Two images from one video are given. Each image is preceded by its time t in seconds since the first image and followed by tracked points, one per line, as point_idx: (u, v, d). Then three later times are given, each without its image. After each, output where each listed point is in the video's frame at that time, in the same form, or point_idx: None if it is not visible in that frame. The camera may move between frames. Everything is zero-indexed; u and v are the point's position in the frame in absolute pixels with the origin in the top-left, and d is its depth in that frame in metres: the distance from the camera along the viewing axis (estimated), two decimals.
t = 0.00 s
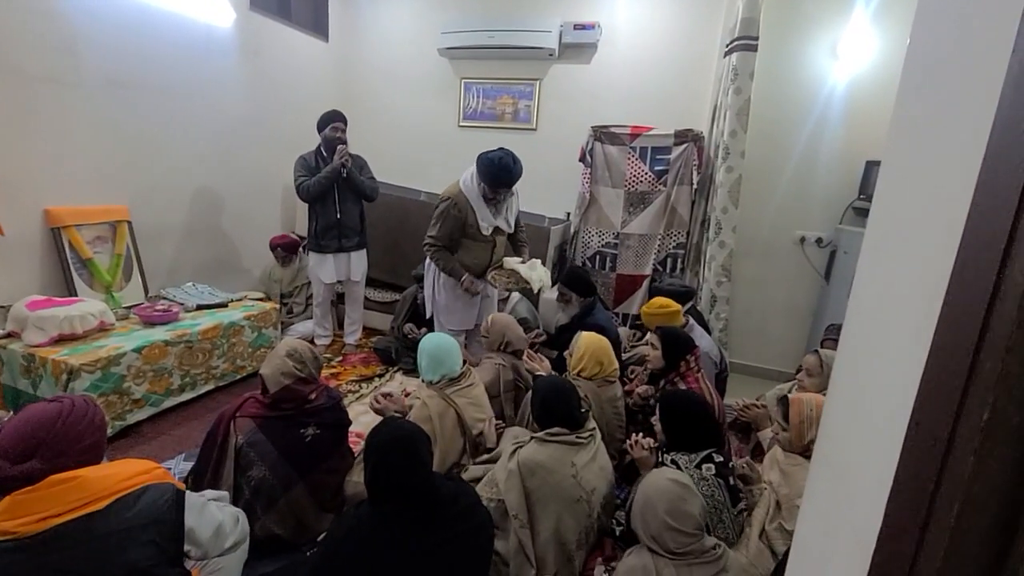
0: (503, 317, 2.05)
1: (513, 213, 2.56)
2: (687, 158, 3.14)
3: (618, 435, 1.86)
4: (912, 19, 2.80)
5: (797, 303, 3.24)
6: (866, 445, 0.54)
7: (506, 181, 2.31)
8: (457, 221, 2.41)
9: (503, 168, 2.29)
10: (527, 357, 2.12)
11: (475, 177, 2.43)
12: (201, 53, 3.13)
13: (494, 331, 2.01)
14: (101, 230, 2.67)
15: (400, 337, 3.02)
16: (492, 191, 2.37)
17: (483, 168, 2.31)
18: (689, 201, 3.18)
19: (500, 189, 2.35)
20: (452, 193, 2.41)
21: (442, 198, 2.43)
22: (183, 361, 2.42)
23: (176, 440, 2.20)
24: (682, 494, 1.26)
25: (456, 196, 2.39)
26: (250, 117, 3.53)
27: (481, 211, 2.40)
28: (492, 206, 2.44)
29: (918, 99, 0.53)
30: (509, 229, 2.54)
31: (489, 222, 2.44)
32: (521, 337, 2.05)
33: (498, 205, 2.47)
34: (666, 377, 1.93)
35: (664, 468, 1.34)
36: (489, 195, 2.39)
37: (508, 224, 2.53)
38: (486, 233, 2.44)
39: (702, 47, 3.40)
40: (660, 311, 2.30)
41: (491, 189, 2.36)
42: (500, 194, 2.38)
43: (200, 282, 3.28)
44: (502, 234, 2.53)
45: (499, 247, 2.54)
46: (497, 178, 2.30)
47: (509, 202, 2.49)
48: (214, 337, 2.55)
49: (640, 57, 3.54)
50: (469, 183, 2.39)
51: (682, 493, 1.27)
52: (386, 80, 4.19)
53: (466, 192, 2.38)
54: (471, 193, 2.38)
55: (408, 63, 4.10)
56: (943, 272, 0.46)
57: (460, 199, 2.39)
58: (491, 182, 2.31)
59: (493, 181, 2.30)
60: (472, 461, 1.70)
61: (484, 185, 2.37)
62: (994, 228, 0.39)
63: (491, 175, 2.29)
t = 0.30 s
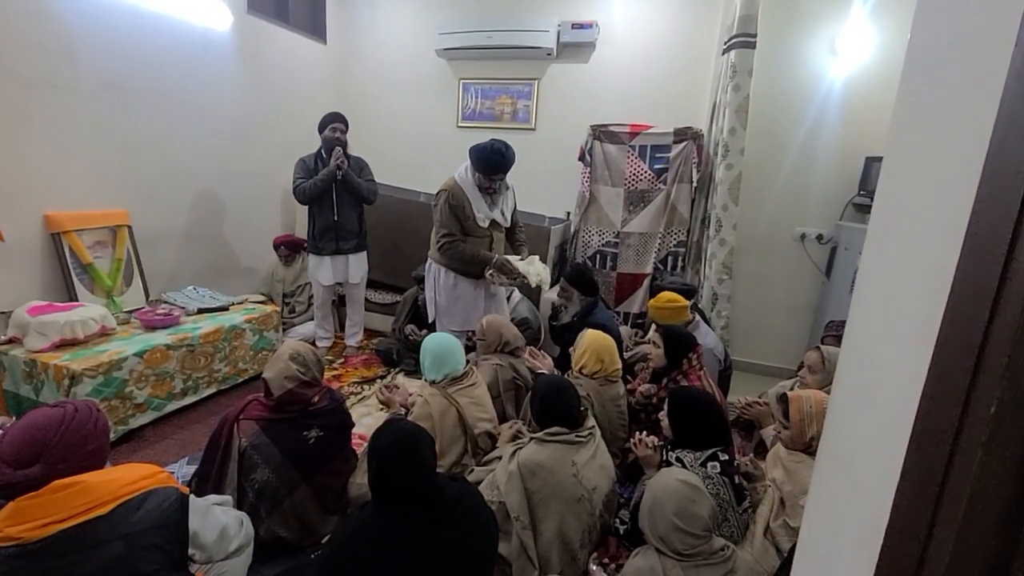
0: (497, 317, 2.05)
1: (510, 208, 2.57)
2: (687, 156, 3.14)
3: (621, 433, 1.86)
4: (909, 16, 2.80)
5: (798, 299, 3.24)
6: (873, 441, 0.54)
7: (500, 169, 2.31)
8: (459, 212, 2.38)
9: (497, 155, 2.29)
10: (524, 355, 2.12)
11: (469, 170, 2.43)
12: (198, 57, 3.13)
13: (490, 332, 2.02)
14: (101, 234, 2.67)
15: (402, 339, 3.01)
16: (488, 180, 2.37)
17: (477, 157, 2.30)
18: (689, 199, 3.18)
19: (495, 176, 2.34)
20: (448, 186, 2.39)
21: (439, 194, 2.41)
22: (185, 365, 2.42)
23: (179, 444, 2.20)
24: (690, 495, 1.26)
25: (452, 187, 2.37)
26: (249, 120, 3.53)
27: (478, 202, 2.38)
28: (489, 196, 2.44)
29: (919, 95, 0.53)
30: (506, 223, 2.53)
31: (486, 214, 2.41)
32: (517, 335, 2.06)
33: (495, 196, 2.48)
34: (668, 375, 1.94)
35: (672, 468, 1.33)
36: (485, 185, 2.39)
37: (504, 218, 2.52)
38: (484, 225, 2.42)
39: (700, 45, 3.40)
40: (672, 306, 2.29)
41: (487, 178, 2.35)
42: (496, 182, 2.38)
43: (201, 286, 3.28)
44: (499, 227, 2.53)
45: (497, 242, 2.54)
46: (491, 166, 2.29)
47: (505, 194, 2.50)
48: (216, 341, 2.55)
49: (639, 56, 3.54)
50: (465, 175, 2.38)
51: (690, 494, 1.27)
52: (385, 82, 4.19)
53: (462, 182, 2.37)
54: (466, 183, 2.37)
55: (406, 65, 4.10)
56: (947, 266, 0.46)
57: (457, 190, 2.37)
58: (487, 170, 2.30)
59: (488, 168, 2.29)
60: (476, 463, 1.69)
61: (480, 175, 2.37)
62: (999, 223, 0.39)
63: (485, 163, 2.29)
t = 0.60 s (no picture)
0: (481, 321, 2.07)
1: (512, 209, 2.58)
2: (686, 155, 3.14)
3: (623, 433, 1.87)
4: (907, 17, 2.82)
5: (798, 298, 3.24)
6: (875, 439, 0.54)
7: (502, 167, 2.31)
8: (460, 210, 2.38)
9: (499, 153, 2.30)
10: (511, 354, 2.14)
11: (470, 169, 2.44)
12: (197, 61, 3.13)
13: (477, 336, 2.04)
14: (101, 239, 2.68)
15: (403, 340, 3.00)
16: (490, 179, 2.38)
17: (480, 155, 2.30)
18: (689, 198, 3.18)
19: (497, 174, 2.35)
20: (450, 185, 2.39)
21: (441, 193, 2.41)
22: (187, 368, 2.42)
23: (181, 447, 2.20)
24: (693, 494, 1.26)
25: (454, 185, 2.36)
26: (247, 123, 3.53)
27: (479, 200, 2.39)
28: (491, 195, 2.45)
29: (917, 95, 0.53)
30: (507, 223, 2.53)
31: (488, 213, 2.42)
32: (503, 334, 2.10)
33: (496, 195, 2.48)
34: (670, 375, 1.94)
35: (675, 468, 1.34)
36: (487, 183, 2.39)
37: (506, 218, 2.53)
38: (485, 224, 2.42)
39: (698, 44, 3.40)
40: (674, 305, 2.29)
41: (489, 176, 2.36)
42: (498, 181, 2.38)
43: (201, 289, 3.28)
44: (500, 227, 2.53)
45: (499, 243, 2.53)
46: (493, 164, 2.30)
47: (507, 193, 2.50)
48: (217, 344, 2.55)
49: (637, 55, 3.54)
50: (467, 174, 2.39)
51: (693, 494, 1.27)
52: (383, 83, 4.19)
53: (465, 181, 2.37)
54: (468, 182, 2.38)
55: (405, 66, 4.10)
56: (948, 264, 0.46)
57: (459, 188, 2.37)
58: (489, 168, 2.31)
59: (490, 167, 2.30)
60: (478, 464, 1.68)
61: (482, 173, 2.37)
62: (998, 222, 0.39)
63: (487, 161, 2.29)
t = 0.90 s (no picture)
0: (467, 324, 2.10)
1: (519, 211, 2.57)
2: (686, 155, 3.14)
3: (624, 433, 1.87)
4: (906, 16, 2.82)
5: (799, 297, 3.24)
6: (877, 437, 0.54)
7: (510, 168, 2.31)
8: (467, 211, 2.39)
9: (509, 155, 2.30)
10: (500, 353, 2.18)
11: (479, 170, 2.44)
12: (196, 64, 3.13)
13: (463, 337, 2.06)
14: (102, 242, 2.68)
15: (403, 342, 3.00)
16: (498, 180, 2.37)
17: (490, 156, 2.30)
18: (689, 198, 3.18)
19: (506, 176, 2.34)
20: (458, 185, 2.40)
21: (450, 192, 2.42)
22: (188, 370, 2.43)
23: (182, 450, 2.20)
24: (693, 494, 1.26)
25: (462, 186, 2.38)
26: (247, 125, 3.53)
27: (486, 201, 2.39)
28: (499, 196, 2.45)
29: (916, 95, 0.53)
30: (514, 226, 2.53)
31: (494, 214, 2.42)
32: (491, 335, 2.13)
33: (505, 197, 2.48)
34: (671, 375, 1.94)
35: (675, 468, 1.34)
36: (495, 184, 2.39)
37: (513, 220, 2.52)
38: (491, 226, 2.42)
39: (698, 45, 3.40)
40: (674, 305, 2.29)
41: (498, 177, 2.35)
42: (507, 182, 2.38)
43: (202, 292, 3.28)
44: (508, 230, 2.52)
45: (505, 245, 2.52)
46: (502, 166, 2.30)
47: (515, 195, 2.50)
48: (218, 346, 2.55)
49: (636, 55, 3.54)
50: (476, 175, 2.39)
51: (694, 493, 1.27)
52: (383, 85, 4.20)
53: (474, 182, 2.38)
54: (476, 182, 2.38)
55: (404, 68, 4.10)
56: (948, 263, 0.46)
57: (466, 189, 2.38)
58: (499, 169, 2.30)
59: (498, 168, 2.29)
60: (479, 466, 1.68)
61: (491, 174, 2.37)
62: (999, 220, 0.39)
63: (497, 162, 2.29)
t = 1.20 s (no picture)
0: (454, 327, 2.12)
1: (529, 215, 2.56)
2: (685, 156, 3.14)
3: (624, 433, 1.87)
4: (905, 15, 2.82)
5: (798, 297, 3.24)
6: (878, 437, 0.54)
7: (521, 170, 2.30)
8: (477, 213, 2.39)
9: (520, 157, 2.29)
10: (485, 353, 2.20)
11: (490, 172, 2.43)
12: (196, 65, 3.13)
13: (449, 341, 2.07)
14: (102, 243, 2.68)
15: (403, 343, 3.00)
16: (509, 182, 2.36)
17: (502, 158, 2.29)
18: (689, 199, 3.18)
19: (516, 178, 2.34)
20: (467, 187, 2.40)
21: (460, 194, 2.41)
22: (188, 372, 2.42)
23: (181, 451, 2.20)
24: (694, 493, 1.26)
25: (472, 187, 2.38)
26: (247, 127, 3.54)
27: (495, 203, 2.38)
28: (510, 198, 2.43)
29: (916, 95, 0.53)
30: (523, 230, 2.51)
31: (503, 217, 2.41)
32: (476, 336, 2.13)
33: (515, 199, 2.47)
34: (672, 376, 1.94)
35: (675, 468, 1.34)
36: (506, 186, 2.38)
37: (522, 223, 2.51)
38: (500, 229, 2.41)
39: (697, 45, 3.40)
40: (674, 305, 2.29)
41: (509, 179, 2.35)
42: (518, 184, 2.37)
43: (202, 293, 3.28)
44: (516, 233, 2.51)
45: (513, 248, 2.50)
46: (513, 168, 2.29)
47: (525, 198, 2.49)
48: (217, 348, 2.55)
49: (636, 56, 3.55)
50: (486, 176, 2.39)
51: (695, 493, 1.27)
52: (382, 86, 4.20)
53: (484, 183, 2.37)
54: (487, 184, 2.38)
55: (404, 69, 4.11)
56: (948, 263, 0.46)
57: (476, 191, 2.38)
58: (510, 171, 2.30)
59: (509, 170, 2.29)
60: (479, 467, 1.68)
61: (502, 176, 2.36)
62: (999, 220, 0.39)
63: (508, 164, 2.29)
